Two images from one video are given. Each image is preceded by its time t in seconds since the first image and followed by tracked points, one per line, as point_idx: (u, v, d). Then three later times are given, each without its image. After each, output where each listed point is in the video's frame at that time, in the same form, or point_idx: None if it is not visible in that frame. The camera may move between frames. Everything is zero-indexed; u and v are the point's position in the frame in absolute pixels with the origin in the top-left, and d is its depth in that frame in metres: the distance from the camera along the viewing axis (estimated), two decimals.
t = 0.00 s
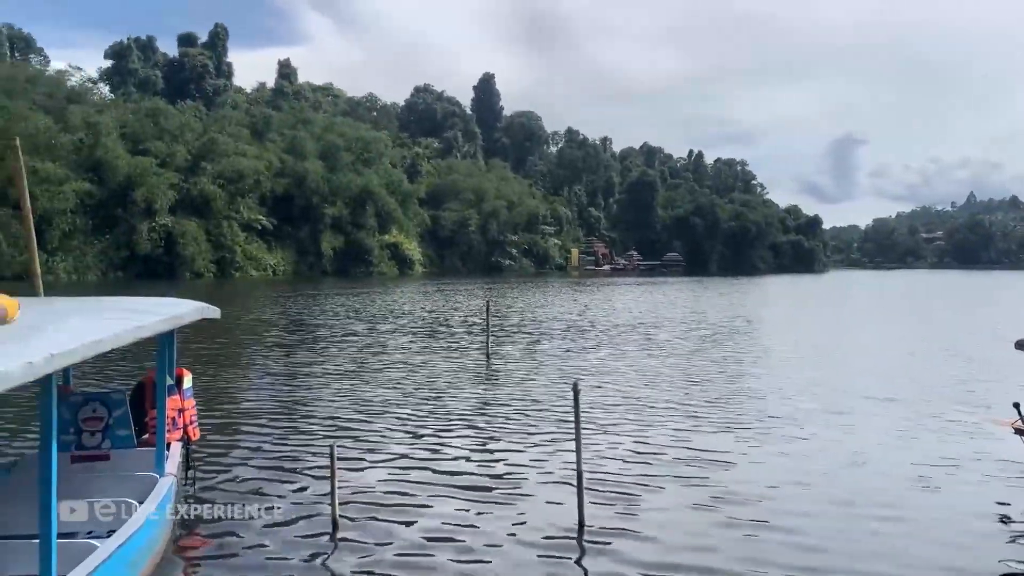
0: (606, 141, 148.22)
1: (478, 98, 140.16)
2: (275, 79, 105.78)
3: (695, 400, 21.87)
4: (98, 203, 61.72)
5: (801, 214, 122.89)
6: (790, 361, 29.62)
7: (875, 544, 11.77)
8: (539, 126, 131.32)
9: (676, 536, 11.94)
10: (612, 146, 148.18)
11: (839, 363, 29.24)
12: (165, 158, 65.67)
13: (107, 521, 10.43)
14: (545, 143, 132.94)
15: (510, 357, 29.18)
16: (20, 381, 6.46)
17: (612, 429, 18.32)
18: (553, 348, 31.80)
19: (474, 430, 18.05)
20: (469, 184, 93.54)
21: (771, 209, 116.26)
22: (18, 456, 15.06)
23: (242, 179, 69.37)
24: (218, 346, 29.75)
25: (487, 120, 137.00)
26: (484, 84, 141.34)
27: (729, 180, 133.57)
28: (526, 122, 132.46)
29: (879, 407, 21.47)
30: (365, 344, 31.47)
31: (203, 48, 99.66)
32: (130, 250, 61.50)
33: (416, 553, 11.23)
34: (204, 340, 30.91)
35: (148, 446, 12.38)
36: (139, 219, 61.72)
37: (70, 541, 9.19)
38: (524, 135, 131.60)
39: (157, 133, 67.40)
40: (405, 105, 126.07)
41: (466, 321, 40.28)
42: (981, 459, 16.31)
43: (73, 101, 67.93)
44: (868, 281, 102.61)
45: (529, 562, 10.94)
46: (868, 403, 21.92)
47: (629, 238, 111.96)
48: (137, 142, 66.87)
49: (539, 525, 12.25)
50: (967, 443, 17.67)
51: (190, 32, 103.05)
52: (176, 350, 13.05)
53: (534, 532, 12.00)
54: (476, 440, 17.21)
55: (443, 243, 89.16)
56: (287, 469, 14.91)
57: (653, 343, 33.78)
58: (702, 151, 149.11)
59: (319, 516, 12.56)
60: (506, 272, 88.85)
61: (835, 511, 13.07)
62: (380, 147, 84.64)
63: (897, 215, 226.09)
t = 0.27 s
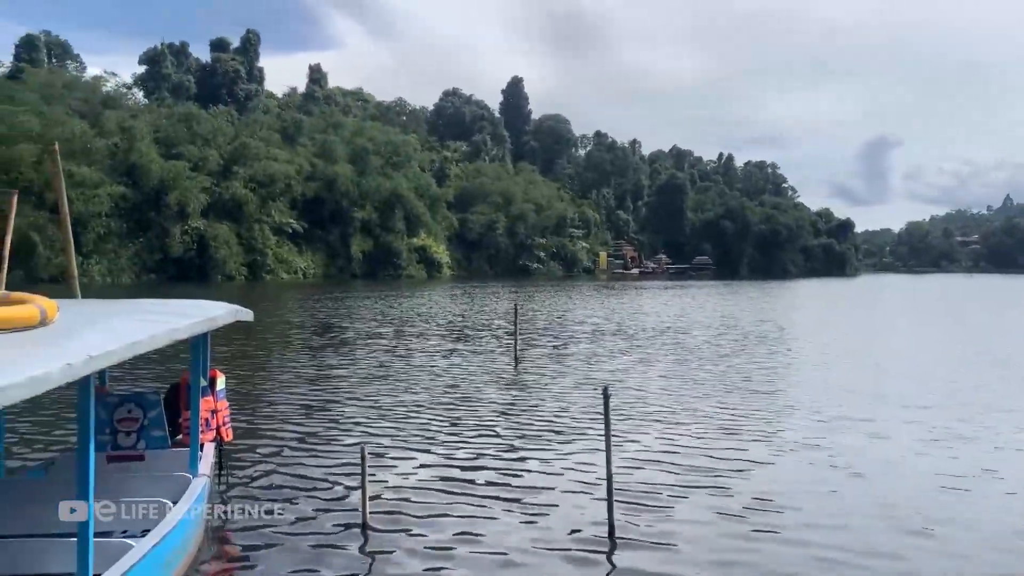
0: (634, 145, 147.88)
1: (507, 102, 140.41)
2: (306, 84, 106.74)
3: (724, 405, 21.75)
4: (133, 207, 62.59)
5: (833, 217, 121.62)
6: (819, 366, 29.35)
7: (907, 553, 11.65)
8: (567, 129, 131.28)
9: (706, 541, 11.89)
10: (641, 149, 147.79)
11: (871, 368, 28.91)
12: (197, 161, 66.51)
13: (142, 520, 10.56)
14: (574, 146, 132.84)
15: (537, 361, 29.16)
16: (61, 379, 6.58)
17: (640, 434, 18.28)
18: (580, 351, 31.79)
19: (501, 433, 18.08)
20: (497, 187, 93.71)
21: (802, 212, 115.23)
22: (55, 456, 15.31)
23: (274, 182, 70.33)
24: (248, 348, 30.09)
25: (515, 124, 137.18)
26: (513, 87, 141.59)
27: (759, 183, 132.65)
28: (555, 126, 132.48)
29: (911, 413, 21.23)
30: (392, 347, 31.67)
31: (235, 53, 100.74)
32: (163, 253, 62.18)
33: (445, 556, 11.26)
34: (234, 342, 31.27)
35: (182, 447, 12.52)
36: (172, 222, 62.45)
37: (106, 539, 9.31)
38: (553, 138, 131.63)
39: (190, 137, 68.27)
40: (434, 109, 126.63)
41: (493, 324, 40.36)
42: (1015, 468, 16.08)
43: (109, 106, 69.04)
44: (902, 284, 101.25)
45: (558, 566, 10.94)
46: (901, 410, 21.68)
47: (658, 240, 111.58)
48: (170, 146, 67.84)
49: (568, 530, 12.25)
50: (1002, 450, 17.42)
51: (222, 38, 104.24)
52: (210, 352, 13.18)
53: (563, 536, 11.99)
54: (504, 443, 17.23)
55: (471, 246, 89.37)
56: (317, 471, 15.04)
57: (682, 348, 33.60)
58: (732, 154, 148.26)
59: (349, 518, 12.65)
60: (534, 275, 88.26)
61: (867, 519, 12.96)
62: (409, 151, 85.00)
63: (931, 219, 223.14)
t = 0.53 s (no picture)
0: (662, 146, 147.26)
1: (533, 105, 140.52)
2: (334, 87, 107.46)
3: (752, 409, 21.60)
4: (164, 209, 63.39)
5: (863, 220, 120.40)
6: (848, 370, 29.14)
7: (937, 561, 11.54)
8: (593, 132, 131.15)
9: (733, 546, 11.84)
10: (668, 151, 147.25)
11: (900, 373, 28.66)
12: (227, 165, 67.21)
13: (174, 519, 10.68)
14: (600, 148, 132.64)
15: (564, 363, 29.22)
16: (96, 380, 6.68)
17: (667, 437, 18.20)
18: (606, 354, 31.71)
19: (527, 436, 18.16)
20: (524, 190, 93.75)
21: (831, 214, 114.17)
22: (87, 455, 15.50)
23: (302, 186, 70.23)
24: (276, 350, 30.35)
25: (541, 127, 137.25)
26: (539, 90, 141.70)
27: (787, 186, 131.72)
28: (581, 128, 132.23)
29: (942, 418, 20.98)
30: (418, 349, 31.79)
31: (264, 57, 101.52)
32: (193, 255, 63.01)
33: (472, 559, 11.30)
34: (262, 344, 31.56)
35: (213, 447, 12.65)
36: (202, 225, 63.06)
37: (139, 538, 9.44)
38: (579, 140, 131.54)
39: (219, 140, 69.02)
40: (460, 112, 127.02)
41: (520, 327, 40.35)
42: None
43: (140, 110, 69.89)
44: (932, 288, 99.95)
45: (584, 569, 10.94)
46: (932, 415, 21.42)
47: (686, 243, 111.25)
48: (200, 150, 68.63)
49: (595, 533, 12.25)
50: None
51: (251, 42, 105.07)
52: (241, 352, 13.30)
53: (590, 539, 12.00)
54: (530, 445, 17.31)
55: (497, 249, 89.51)
56: (345, 472, 15.14)
57: (709, 351, 33.48)
58: (760, 156, 147.30)
59: (377, 519, 12.71)
60: (560, 278, 89.07)
61: (896, 526, 12.85)
62: (436, 154, 85.16)
63: (962, 222, 220.33)
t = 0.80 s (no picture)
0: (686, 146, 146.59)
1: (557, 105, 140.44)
2: (358, 89, 107.93)
3: (779, 412, 21.40)
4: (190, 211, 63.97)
5: (890, 220, 119.13)
6: (875, 372, 28.83)
7: (966, 568, 11.39)
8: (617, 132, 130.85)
9: (760, 550, 11.76)
10: (692, 151, 146.59)
11: (929, 375, 28.32)
12: (253, 166, 67.70)
13: (200, 519, 10.70)
14: (624, 149, 132.25)
15: (588, 364, 29.15)
16: (126, 379, 6.72)
17: (693, 441, 18.09)
18: (631, 356, 31.56)
19: (552, 437, 18.12)
20: (547, 190, 93.61)
21: (858, 214, 113.07)
22: (117, 453, 15.64)
23: (326, 186, 70.47)
24: (301, 350, 30.52)
25: (565, 127, 137.09)
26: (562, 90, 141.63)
27: (813, 186, 130.68)
28: (605, 128, 131.90)
29: (973, 422, 20.69)
30: (442, 349, 31.82)
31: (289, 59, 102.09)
32: (219, 256, 63.48)
33: (497, 561, 11.26)
34: (287, 344, 31.76)
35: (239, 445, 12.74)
36: (228, 225, 63.45)
37: (166, 537, 9.48)
38: (603, 140, 131.25)
39: (245, 142, 69.56)
40: (484, 113, 127.20)
41: (544, 328, 40.28)
42: None
43: (167, 112, 70.50)
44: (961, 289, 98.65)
45: (610, 573, 10.85)
46: (962, 419, 21.14)
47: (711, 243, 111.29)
48: (226, 151, 69.19)
49: (619, 537, 12.18)
50: None
51: (276, 44, 105.72)
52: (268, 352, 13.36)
53: (615, 543, 11.92)
54: (555, 447, 17.28)
55: (520, 249, 89.45)
56: (371, 473, 15.14)
57: (735, 353, 33.25)
58: (786, 156, 146.25)
59: (401, 521, 12.70)
60: (583, 278, 89.03)
61: (927, 531, 12.69)
62: (460, 155, 85.14)
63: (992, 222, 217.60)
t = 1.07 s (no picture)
0: (709, 144, 145.87)
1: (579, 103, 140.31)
2: (380, 88, 108.33)
3: (803, 412, 21.28)
4: (214, 210, 64.60)
5: (916, 218, 117.90)
6: (901, 372, 28.57)
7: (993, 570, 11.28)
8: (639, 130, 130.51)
9: (785, 551, 11.70)
10: (715, 149, 145.88)
11: (956, 375, 28.02)
12: (276, 166, 68.16)
13: (226, 515, 10.77)
14: (646, 147, 131.83)
15: (611, 363, 29.12)
16: (152, 377, 6.78)
17: (717, 440, 18.01)
18: (654, 355, 31.47)
19: (574, 436, 18.13)
20: (569, 189, 93.46)
21: (883, 212, 112.01)
22: (144, 450, 15.81)
23: (349, 186, 70.60)
24: (326, 348, 30.70)
25: (587, 126, 136.91)
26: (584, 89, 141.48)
27: (837, 184, 129.61)
28: (627, 127, 131.58)
29: (1001, 423, 20.47)
30: (464, 348, 31.91)
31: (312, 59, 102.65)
32: (243, 255, 63.90)
33: (520, 560, 11.27)
34: (311, 342, 31.98)
35: (264, 443, 12.85)
36: (252, 225, 63.90)
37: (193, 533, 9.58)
38: (625, 139, 130.93)
39: (269, 142, 70.09)
40: (506, 111, 127.32)
41: (566, 327, 40.26)
42: None
43: (192, 112, 71.10)
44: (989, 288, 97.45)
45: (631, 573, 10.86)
46: (990, 420, 20.91)
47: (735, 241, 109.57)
48: (251, 150, 69.81)
49: (643, 537, 12.16)
50: None
51: (300, 44, 106.32)
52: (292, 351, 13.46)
53: (638, 543, 11.89)
54: (577, 446, 17.29)
55: (542, 248, 89.41)
56: (396, 471, 15.21)
57: (759, 352, 33.06)
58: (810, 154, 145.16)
59: (424, 520, 12.74)
60: (605, 277, 88.84)
61: (955, 533, 12.57)
62: (482, 154, 85.02)
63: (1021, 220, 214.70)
